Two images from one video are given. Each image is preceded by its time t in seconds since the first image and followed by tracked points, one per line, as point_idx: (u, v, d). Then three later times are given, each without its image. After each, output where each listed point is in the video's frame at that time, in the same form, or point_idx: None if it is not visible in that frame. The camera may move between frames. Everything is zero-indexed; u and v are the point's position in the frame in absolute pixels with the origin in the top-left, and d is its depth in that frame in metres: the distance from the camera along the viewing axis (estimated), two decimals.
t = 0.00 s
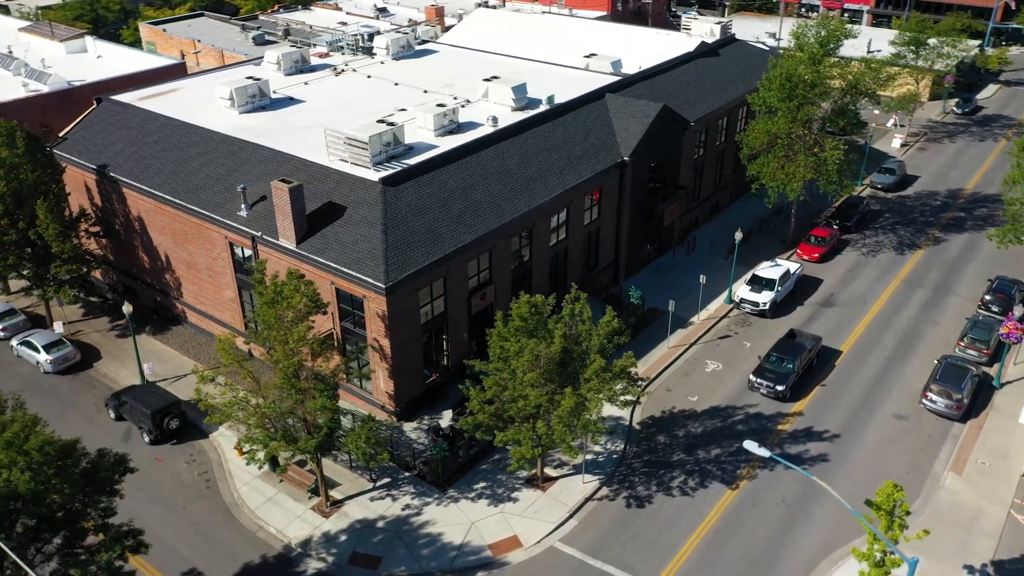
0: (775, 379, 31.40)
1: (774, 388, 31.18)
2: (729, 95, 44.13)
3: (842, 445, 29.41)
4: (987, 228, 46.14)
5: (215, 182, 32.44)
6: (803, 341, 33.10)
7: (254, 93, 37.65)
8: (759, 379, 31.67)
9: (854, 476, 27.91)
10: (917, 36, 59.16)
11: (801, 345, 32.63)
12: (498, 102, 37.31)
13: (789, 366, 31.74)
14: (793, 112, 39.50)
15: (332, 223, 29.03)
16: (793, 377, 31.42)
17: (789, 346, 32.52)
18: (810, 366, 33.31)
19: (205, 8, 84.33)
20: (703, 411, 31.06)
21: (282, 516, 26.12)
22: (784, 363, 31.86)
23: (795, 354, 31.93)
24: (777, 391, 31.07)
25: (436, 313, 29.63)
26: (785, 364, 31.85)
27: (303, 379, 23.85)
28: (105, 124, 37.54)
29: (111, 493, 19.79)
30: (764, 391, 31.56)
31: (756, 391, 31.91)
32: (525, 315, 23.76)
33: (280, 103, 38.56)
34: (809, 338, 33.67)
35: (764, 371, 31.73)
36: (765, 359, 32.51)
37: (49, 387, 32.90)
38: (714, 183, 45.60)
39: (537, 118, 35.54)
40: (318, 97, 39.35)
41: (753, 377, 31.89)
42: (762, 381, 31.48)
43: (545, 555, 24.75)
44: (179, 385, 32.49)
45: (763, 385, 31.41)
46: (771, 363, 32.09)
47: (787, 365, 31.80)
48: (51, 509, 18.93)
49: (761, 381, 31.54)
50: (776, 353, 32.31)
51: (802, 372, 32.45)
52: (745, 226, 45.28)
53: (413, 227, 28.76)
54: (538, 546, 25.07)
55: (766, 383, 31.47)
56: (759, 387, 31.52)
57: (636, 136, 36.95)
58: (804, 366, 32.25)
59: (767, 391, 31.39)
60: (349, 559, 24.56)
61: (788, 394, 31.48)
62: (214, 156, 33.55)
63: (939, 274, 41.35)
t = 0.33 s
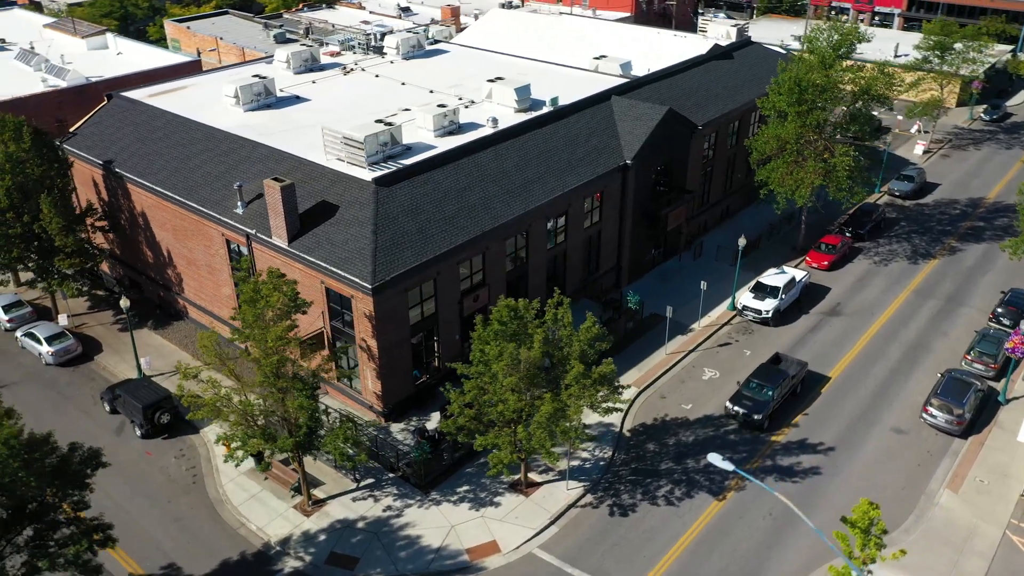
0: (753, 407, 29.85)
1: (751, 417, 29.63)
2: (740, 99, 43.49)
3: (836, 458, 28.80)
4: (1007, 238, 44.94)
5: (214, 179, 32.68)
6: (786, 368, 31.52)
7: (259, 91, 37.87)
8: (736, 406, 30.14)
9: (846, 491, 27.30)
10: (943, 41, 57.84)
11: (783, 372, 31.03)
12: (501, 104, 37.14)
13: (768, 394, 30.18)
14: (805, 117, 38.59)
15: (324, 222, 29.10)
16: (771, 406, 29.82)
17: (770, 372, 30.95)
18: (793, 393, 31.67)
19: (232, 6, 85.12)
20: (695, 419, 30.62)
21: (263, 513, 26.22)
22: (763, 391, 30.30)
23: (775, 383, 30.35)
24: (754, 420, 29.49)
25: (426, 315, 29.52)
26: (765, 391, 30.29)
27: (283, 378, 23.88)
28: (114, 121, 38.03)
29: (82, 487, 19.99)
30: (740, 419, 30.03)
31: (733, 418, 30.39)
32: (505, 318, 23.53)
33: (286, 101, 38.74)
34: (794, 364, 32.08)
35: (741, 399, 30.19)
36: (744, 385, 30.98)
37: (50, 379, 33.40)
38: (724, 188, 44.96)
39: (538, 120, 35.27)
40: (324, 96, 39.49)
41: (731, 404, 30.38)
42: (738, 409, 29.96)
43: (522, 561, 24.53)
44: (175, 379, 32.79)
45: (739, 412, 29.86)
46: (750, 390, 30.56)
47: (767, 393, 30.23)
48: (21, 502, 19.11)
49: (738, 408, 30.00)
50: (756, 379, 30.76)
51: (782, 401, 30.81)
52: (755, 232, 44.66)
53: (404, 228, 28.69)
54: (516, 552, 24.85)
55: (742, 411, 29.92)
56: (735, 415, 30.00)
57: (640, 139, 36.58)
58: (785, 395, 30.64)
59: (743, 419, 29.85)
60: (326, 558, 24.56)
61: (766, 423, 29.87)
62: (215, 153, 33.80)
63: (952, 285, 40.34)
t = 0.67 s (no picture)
0: (721, 435, 28.33)
1: (719, 445, 28.10)
2: (749, 103, 42.89)
3: (826, 470, 28.22)
4: None
5: (212, 177, 32.94)
6: (761, 395, 29.98)
7: (263, 89, 38.04)
8: (703, 432, 28.61)
9: (833, 505, 26.75)
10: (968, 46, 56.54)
11: (756, 400, 29.45)
12: (503, 105, 36.99)
13: (739, 422, 28.66)
14: (813, 123, 37.80)
15: (314, 221, 29.16)
16: (740, 435, 28.28)
17: (743, 399, 29.42)
18: (766, 421, 30.10)
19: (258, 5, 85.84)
20: (685, 427, 30.20)
21: (244, 510, 26.37)
22: (734, 420, 28.76)
23: (747, 411, 28.82)
24: (722, 449, 27.96)
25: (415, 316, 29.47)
26: (735, 418, 28.76)
27: (260, 375, 23.97)
28: (121, 117, 38.50)
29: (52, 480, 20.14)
30: (708, 447, 28.50)
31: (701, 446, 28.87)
32: (480, 321, 23.42)
33: (290, 100, 38.89)
34: (771, 390, 30.53)
35: (710, 427, 28.67)
36: (715, 411, 29.47)
37: (49, 370, 33.92)
38: (731, 193, 44.37)
39: (538, 121, 35.06)
40: (328, 95, 39.60)
41: (699, 430, 28.87)
42: (706, 435, 28.43)
43: (497, 566, 24.38)
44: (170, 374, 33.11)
45: (707, 439, 28.33)
46: (720, 417, 29.05)
47: (737, 421, 28.70)
48: None
49: (705, 435, 28.48)
50: (727, 405, 29.26)
51: (754, 429, 29.22)
52: (763, 238, 44.03)
53: (393, 228, 28.67)
54: (491, 557, 24.70)
55: (710, 438, 28.39)
56: (702, 442, 28.47)
57: (642, 142, 36.23)
58: (757, 424, 29.08)
59: (710, 446, 28.33)
60: (301, 557, 24.61)
61: (734, 452, 28.32)
62: (214, 151, 34.06)
63: (962, 297, 39.37)
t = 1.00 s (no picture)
0: (681, 462, 27.20)
1: (678, 473, 26.96)
2: (757, 107, 42.32)
3: (812, 483, 27.70)
4: None
5: (209, 174, 33.24)
6: (728, 421, 28.78)
7: (266, 87, 38.27)
8: (663, 459, 27.51)
9: (816, 518, 26.26)
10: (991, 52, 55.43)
11: (722, 427, 28.25)
12: (502, 106, 36.87)
13: (700, 450, 27.49)
14: (819, 128, 37.04)
15: (303, 219, 29.28)
16: (701, 463, 27.09)
17: (708, 425, 28.27)
18: (734, 448, 28.83)
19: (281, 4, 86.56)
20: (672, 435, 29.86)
21: (224, 505, 26.56)
22: (696, 447, 27.58)
23: (710, 438, 27.64)
24: (681, 477, 26.79)
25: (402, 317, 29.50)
26: (697, 446, 27.58)
27: (236, 373, 24.09)
28: (127, 113, 39.04)
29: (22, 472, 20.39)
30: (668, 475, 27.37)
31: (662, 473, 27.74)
32: (454, 323, 23.36)
33: (293, 98, 39.10)
34: (741, 415, 29.30)
35: (670, 454, 27.55)
36: (678, 437, 28.35)
37: (48, 361, 34.47)
38: (737, 198, 43.82)
39: (535, 123, 34.88)
40: (330, 94, 39.78)
41: (660, 457, 27.75)
42: (665, 463, 27.32)
43: (468, 569, 24.29)
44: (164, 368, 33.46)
45: (666, 467, 27.23)
46: (682, 444, 27.91)
47: (699, 448, 27.53)
48: None
49: (665, 463, 27.37)
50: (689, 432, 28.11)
51: (718, 457, 27.96)
52: (769, 244, 43.42)
53: (380, 228, 28.69)
54: (463, 560, 24.61)
55: (670, 466, 27.27)
56: (662, 469, 27.37)
57: (641, 145, 35.91)
58: (721, 452, 27.83)
59: (670, 474, 27.21)
60: (275, 554, 24.72)
61: (694, 480, 27.13)
62: (213, 148, 34.37)
63: (970, 308, 38.46)
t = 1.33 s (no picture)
0: (633, 487, 26.06)
1: (630, 498, 25.81)
2: (763, 111, 41.75)
3: (795, 495, 27.25)
4: None
5: (206, 170, 33.58)
6: (688, 444, 27.57)
7: (268, 86, 38.56)
8: (615, 484, 26.33)
9: (796, 529, 25.82)
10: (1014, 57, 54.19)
11: (680, 450, 27.04)
12: (501, 107, 36.80)
13: (655, 474, 26.32)
14: (823, 134, 36.39)
15: (292, 217, 29.45)
16: (654, 488, 25.98)
17: (666, 448, 27.06)
18: (694, 473, 27.61)
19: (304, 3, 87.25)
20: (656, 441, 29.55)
21: (203, 499, 26.82)
22: (650, 471, 26.40)
23: (665, 463, 26.44)
24: (633, 503, 25.69)
25: (388, 317, 29.56)
26: (651, 471, 26.41)
27: (212, 369, 24.27)
28: (133, 110, 39.60)
29: None
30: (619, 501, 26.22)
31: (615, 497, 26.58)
32: (424, 325, 23.38)
33: (295, 97, 39.34)
34: (704, 438, 28.12)
35: (624, 477, 26.41)
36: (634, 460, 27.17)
37: (48, 352, 35.08)
38: (742, 203, 43.30)
39: (532, 124, 34.75)
40: (333, 93, 39.96)
41: (612, 481, 26.59)
42: (617, 488, 26.17)
43: (439, 571, 24.25)
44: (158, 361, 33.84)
45: (617, 492, 26.08)
46: (638, 466, 26.75)
47: (654, 472, 26.37)
48: None
49: (617, 488, 26.21)
50: (645, 456, 26.91)
51: (674, 483, 26.78)
52: (773, 249, 42.84)
53: (366, 227, 28.75)
54: (435, 562, 24.58)
55: (621, 491, 26.09)
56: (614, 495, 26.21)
57: (638, 148, 35.61)
58: (677, 477, 26.64)
59: (622, 500, 26.07)
60: (249, 550, 24.89)
61: (647, 507, 25.97)
62: (211, 145, 34.70)
63: (976, 319, 37.56)
